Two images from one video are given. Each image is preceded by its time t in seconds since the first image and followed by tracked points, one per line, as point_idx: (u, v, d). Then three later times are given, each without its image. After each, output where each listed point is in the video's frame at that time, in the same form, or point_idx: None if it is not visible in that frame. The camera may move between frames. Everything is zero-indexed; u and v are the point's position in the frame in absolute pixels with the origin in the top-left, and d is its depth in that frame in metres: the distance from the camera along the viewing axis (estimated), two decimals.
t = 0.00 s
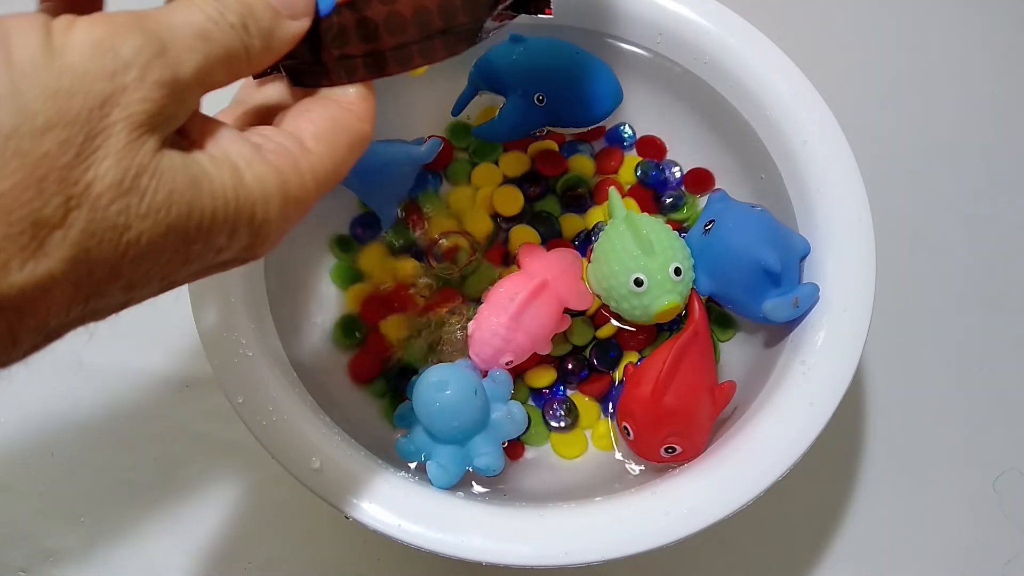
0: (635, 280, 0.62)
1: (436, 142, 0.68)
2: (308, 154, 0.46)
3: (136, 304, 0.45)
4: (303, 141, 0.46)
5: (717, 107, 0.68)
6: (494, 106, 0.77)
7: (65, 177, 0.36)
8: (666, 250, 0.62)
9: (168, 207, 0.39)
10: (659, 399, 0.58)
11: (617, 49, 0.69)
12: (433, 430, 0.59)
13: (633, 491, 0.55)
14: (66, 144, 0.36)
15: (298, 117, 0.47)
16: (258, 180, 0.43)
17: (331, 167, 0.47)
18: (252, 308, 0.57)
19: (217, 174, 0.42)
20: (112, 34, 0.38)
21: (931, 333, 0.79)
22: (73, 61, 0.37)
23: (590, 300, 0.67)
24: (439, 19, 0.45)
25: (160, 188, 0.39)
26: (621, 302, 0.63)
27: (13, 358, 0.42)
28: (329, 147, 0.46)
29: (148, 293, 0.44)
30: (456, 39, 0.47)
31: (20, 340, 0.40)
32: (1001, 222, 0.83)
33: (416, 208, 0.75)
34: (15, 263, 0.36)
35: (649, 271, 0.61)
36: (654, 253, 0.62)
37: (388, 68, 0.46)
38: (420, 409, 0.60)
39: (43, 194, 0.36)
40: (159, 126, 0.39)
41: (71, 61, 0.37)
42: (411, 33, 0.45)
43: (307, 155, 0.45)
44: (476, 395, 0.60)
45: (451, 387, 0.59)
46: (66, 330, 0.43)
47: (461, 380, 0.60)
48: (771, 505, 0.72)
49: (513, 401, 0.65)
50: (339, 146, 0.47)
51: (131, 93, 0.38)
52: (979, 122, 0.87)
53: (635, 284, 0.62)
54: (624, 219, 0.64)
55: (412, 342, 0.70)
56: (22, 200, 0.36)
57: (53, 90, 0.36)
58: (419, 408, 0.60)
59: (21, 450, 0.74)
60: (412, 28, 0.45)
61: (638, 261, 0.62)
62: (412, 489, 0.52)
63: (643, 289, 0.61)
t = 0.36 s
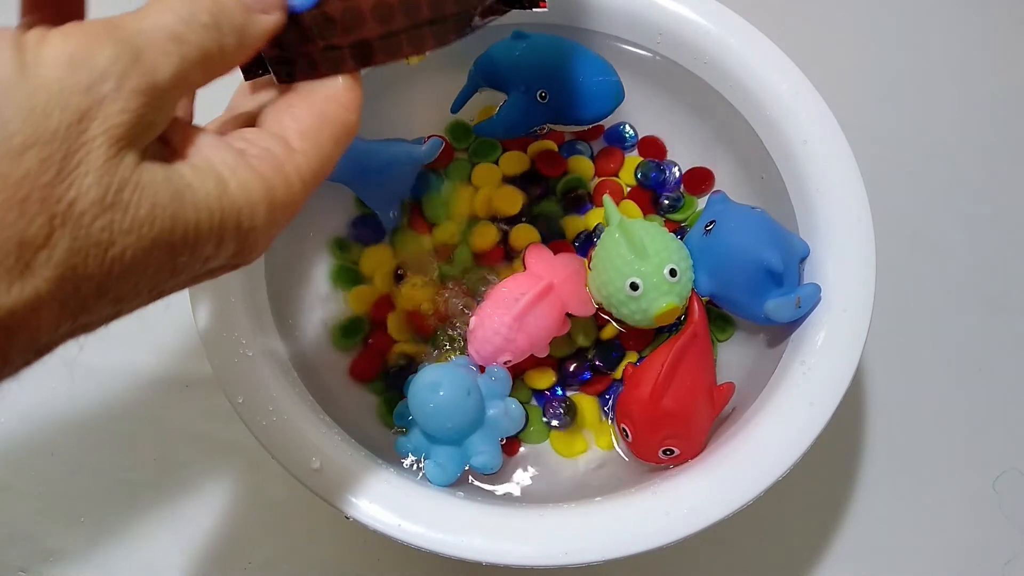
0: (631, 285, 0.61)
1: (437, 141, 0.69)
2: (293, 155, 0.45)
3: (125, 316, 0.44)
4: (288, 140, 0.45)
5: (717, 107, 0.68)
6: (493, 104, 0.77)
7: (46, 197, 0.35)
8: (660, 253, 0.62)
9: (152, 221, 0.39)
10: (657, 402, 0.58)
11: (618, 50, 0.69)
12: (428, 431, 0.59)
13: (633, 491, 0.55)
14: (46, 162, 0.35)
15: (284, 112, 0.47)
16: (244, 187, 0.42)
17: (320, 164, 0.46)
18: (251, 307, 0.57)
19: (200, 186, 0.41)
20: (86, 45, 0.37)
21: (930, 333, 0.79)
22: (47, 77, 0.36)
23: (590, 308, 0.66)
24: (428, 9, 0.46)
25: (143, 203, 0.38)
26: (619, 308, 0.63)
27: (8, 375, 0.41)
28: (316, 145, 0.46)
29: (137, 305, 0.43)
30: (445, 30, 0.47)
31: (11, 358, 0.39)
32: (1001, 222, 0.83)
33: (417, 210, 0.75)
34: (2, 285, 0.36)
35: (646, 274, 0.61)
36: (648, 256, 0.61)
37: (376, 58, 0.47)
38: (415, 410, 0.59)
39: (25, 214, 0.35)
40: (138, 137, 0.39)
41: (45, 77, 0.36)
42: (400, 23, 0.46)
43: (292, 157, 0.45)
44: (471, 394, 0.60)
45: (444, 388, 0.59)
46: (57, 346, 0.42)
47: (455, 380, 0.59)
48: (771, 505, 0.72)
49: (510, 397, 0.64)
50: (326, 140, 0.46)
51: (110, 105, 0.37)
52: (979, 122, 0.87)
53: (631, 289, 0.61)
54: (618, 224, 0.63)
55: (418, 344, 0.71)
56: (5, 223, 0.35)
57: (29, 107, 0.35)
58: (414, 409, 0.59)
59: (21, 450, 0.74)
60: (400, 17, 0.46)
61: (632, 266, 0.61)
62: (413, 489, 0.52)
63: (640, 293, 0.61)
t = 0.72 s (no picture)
0: (629, 289, 0.62)
1: (436, 143, 0.71)
2: (286, 161, 0.45)
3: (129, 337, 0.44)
4: (280, 142, 0.45)
5: (717, 107, 0.68)
6: (493, 104, 0.76)
7: (51, 227, 0.34)
8: (659, 257, 0.62)
9: (158, 241, 0.38)
10: (659, 403, 0.58)
11: (617, 51, 0.69)
12: (424, 432, 0.59)
13: (633, 491, 0.55)
14: (50, 193, 0.34)
15: (275, 110, 0.46)
16: (243, 199, 0.42)
17: (315, 164, 0.46)
18: (251, 309, 0.57)
19: (200, 203, 0.40)
20: (82, 72, 0.36)
21: (930, 333, 0.79)
22: (47, 110, 0.34)
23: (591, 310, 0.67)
24: None
25: (148, 224, 0.37)
26: (620, 314, 0.63)
27: (15, 401, 0.40)
28: (311, 142, 0.46)
29: (143, 325, 0.43)
30: (433, 21, 0.49)
31: (21, 384, 0.39)
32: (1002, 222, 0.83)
33: (416, 209, 0.75)
34: (11, 315, 0.35)
35: (642, 279, 0.61)
36: (646, 260, 0.61)
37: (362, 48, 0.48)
38: (409, 412, 0.59)
39: (33, 244, 0.34)
40: (139, 159, 0.38)
41: (45, 110, 0.34)
42: (386, 12, 0.47)
43: (286, 164, 0.45)
44: (462, 390, 0.59)
45: (436, 387, 0.58)
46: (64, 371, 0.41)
47: (445, 378, 0.59)
48: (771, 504, 0.73)
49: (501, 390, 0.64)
50: (318, 138, 0.46)
51: (110, 130, 0.36)
52: (979, 122, 0.87)
53: (629, 294, 0.62)
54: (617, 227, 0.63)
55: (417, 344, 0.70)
56: (14, 256, 0.34)
57: (30, 140, 0.34)
58: (407, 410, 0.59)
59: (21, 450, 0.74)
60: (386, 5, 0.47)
61: (631, 270, 0.62)
62: (413, 489, 0.52)
63: (638, 298, 0.61)
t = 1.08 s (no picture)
0: (629, 289, 0.61)
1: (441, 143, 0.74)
2: (292, 162, 0.45)
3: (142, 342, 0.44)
4: (284, 144, 0.45)
5: (717, 108, 0.68)
6: (493, 105, 0.77)
7: (66, 237, 0.35)
8: (661, 257, 0.62)
9: (172, 245, 0.38)
10: (656, 403, 0.58)
11: (618, 51, 0.69)
12: (424, 432, 0.59)
13: (633, 491, 0.55)
14: (63, 203, 0.35)
15: (278, 111, 0.46)
16: (250, 200, 0.42)
17: (322, 164, 0.46)
18: (251, 309, 0.57)
19: (209, 207, 0.40)
20: (92, 85, 0.37)
21: (930, 333, 0.79)
22: (57, 122, 0.35)
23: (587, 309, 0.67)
24: None
25: (160, 229, 0.38)
26: (619, 313, 0.63)
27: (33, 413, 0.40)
28: (318, 142, 0.46)
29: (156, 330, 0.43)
30: (435, 22, 0.48)
31: (40, 393, 0.39)
32: (1001, 222, 0.83)
33: (418, 210, 0.75)
34: (31, 327, 0.35)
35: (645, 279, 0.61)
36: (649, 261, 0.61)
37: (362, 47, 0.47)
38: (408, 412, 0.59)
39: (48, 255, 0.35)
40: (149, 167, 0.38)
41: (55, 122, 0.35)
42: (388, 11, 0.47)
43: (293, 164, 0.45)
44: (461, 389, 0.59)
45: (435, 387, 0.58)
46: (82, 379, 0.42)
47: (444, 377, 0.59)
48: (771, 504, 0.73)
49: (494, 388, 0.65)
50: (323, 137, 0.46)
51: (120, 140, 0.37)
52: (979, 122, 0.87)
53: (629, 294, 0.62)
54: (620, 225, 0.63)
55: (415, 345, 0.71)
56: (31, 266, 0.34)
57: (43, 151, 0.35)
58: (406, 410, 0.59)
59: (21, 450, 0.74)
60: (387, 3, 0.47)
61: (632, 270, 0.61)
62: (413, 489, 0.52)
63: (639, 298, 0.61)
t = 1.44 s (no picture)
0: (628, 289, 0.61)
1: (438, 146, 0.70)
2: (284, 161, 0.45)
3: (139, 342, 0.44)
4: (278, 145, 0.45)
5: (717, 107, 0.68)
6: (493, 104, 0.75)
7: (58, 243, 0.35)
8: (659, 257, 0.62)
9: (163, 249, 0.38)
10: (653, 404, 0.58)
11: (617, 50, 0.69)
12: (424, 434, 0.59)
13: (634, 491, 0.55)
14: (55, 210, 0.35)
15: (274, 112, 0.46)
16: (242, 201, 0.42)
17: (317, 164, 0.46)
18: (251, 309, 0.57)
19: (201, 209, 0.40)
20: (81, 89, 0.36)
21: (930, 333, 0.79)
22: (46, 127, 0.35)
23: (583, 309, 0.66)
24: None
25: (151, 233, 0.38)
26: (618, 313, 0.63)
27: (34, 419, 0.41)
28: (314, 142, 0.46)
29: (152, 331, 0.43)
30: (430, 21, 0.49)
31: (41, 398, 0.39)
32: (1002, 222, 0.83)
33: (416, 210, 0.77)
34: (27, 333, 0.36)
35: (643, 278, 0.61)
36: (646, 260, 0.61)
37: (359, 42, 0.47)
38: (406, 415, 0.59)
39: (41, 262, 0.35)
40: (139, 171, 0.38)
41: (44, 127, 0.35)
42: (382, 10, 0.47)
43: (287, 164, 0.45)
44: (458, 388, 0.59)
45: (431, 388, 0.58)
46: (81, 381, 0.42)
47: (440, 377, 0.59)
48: (772, 504, 0.72)
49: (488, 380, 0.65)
50: (318, 135, 0.46)
51: (110, 146, 0.36)
52: (980, 121, 0.87)
53: (627, 293, 0.62)
54: (618, 225, 0.63)
55: (419, 346, 0.71)
56: (24, 274, 0.35)
57: (33, 157, 0.35)
58: (404, 413, 0.59)
59: (21, 451, 0.74)
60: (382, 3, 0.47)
61: (629, 269, 0.61)
62: (414, 490, 0.52)
63: (637, 297, 0.61)
